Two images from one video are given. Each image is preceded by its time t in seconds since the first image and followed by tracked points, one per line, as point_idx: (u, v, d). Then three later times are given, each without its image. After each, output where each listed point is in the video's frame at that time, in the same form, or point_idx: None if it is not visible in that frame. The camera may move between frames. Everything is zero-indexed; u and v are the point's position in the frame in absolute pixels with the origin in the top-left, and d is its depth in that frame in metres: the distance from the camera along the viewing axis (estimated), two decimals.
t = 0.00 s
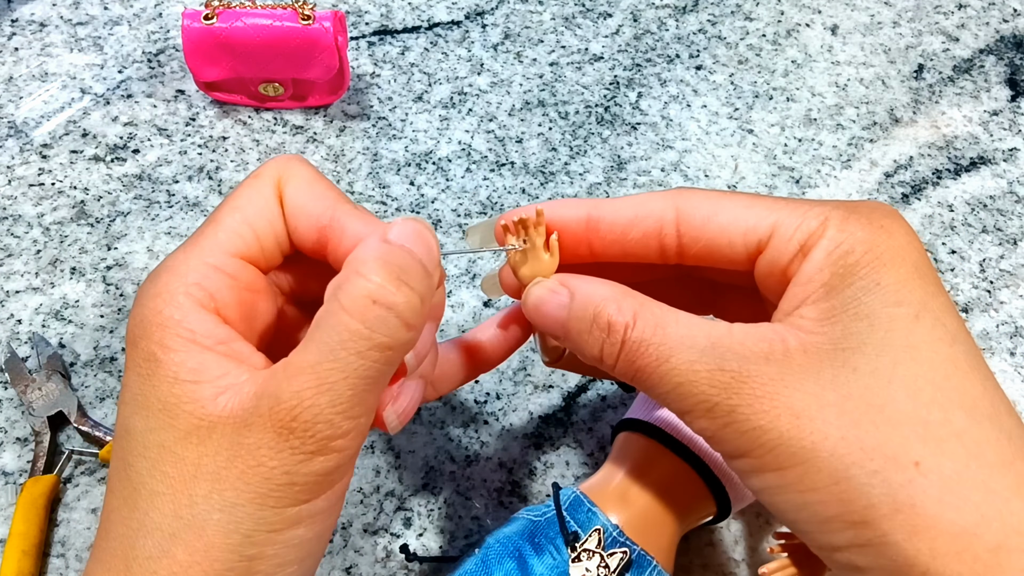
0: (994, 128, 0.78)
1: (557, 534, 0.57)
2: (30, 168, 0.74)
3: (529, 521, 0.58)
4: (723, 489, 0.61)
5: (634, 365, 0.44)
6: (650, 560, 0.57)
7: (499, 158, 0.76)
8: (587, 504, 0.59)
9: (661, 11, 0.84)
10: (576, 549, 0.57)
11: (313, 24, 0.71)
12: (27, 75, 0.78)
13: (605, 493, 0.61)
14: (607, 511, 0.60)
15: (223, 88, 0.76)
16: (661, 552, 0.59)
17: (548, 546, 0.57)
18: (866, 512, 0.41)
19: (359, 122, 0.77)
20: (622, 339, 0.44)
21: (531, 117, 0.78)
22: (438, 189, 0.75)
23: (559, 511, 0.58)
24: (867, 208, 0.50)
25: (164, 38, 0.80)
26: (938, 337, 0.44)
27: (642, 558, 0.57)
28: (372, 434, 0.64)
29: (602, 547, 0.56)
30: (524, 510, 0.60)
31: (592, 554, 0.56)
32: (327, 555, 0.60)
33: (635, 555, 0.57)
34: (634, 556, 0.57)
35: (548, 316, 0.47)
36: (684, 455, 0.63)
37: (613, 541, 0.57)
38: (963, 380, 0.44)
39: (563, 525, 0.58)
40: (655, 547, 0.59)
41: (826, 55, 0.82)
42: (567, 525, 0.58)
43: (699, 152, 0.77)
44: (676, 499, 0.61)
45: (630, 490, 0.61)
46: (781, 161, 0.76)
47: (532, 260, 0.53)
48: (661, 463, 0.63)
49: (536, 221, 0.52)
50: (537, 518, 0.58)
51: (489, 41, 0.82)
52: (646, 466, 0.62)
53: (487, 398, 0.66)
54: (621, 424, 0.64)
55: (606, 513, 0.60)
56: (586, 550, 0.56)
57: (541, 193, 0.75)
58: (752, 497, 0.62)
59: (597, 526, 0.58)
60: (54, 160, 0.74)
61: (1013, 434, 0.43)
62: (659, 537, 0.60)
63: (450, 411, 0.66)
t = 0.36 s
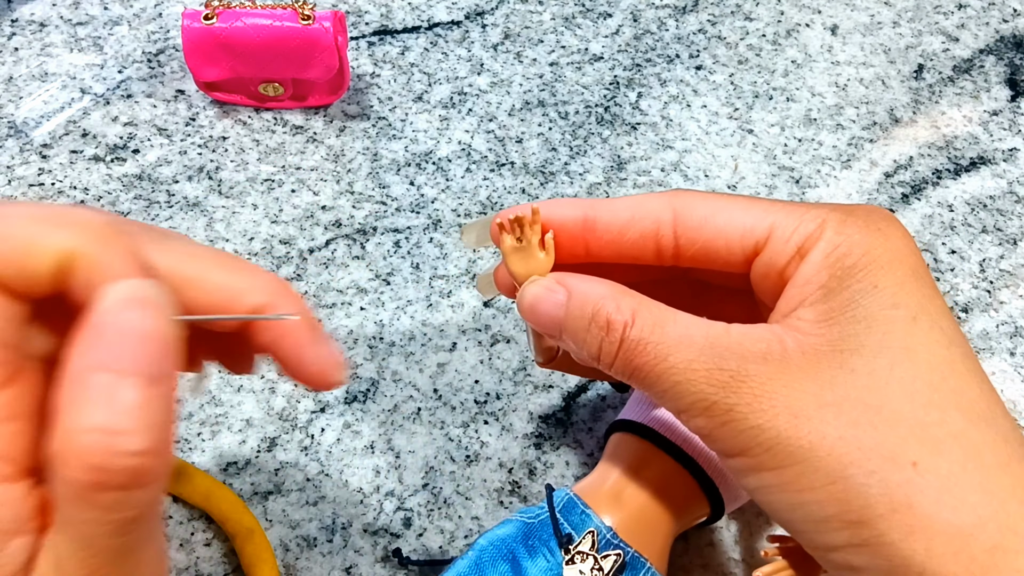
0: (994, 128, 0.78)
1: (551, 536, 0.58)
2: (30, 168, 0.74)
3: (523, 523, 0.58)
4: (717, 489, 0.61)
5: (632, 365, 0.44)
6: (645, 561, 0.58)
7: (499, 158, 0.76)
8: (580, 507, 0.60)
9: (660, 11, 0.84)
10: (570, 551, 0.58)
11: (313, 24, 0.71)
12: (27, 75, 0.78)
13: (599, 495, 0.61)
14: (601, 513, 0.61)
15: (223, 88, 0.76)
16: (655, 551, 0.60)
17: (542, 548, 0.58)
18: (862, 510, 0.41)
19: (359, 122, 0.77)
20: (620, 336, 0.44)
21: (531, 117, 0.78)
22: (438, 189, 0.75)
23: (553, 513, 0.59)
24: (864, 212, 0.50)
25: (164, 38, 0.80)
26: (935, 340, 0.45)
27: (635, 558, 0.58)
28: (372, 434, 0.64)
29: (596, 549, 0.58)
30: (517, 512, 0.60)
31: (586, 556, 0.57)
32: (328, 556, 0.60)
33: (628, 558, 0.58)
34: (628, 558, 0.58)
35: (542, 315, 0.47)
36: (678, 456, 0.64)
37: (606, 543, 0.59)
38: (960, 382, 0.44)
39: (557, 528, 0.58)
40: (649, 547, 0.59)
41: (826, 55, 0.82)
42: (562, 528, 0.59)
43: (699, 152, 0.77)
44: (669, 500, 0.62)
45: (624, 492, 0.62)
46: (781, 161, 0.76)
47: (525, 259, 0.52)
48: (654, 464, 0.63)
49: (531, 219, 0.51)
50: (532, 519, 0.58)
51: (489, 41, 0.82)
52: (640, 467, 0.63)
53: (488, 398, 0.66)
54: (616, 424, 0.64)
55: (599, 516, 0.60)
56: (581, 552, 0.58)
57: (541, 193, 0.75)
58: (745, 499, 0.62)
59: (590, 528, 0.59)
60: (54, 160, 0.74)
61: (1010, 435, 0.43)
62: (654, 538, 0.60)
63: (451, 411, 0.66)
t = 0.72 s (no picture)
0: (994, 128, 0.78)
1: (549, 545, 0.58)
2: (30, 167, 0.74)
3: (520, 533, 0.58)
4: (714, 497, 0.61)
5: (642, 387, 0.43)
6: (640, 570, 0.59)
7: (499, 158, 0.76)
8: (577, 517, 0.60)
9: (660, 11, 0.84)
10: (567, 562, 0.58)
11: (312, 25, 0.71)
12: (27, 75, 0.78)
13: (596, 503, 0.61)
14: (597, 521, 0.61)
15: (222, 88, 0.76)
16: (652, 561, 0.60)
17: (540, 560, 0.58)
18: (865, 532, 0.41)
19: (359, 122, 0.77)
20: (629, 362, 0.43)
21: (531, 117, 0.78)
22: (438, 189, 0.75)
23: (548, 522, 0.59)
24: (868, 234, 0.50)
25: (164, 38, 0.80)
26: (946, 369, 0.45)
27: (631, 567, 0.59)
28: (372, 434, 0.64)
29: (593, 560, 0.59)
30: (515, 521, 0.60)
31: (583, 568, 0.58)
32: (328, 556, 0.60)
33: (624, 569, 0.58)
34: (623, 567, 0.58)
35: (545, 334, 0.45)
36: (675, 466, 0.63)
37: (604, 553, 0.59)
38: (972, 412, 0.44)
39: (553, 539, 0.59)
40: (646, 556, 0.60)
41: (825, 55, 0.82)
42: (558, 537, 0.59)
43: (699, 152, 0.77)
44: (665, 508, 0.62)
45: (621, 500, 0.62)
46: (781, 161, 0.76)
47: (522, 275, 0.51)
48: (651, 473, 0.63)
49: (527, 236, 0.51)
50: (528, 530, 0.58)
51: (489, 41, 0.82)
52: (637, 476, 0.63)
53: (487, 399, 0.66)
54: (612, 432, 0.64)
55: (595, 525, 0.60)
56: (578, 562, 0.58)
57: (541, 193, 0.75)
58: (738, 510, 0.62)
59: (586, 539, 0.59)
60: (53, 160, 0.74)
61: None
62: (653, 547, 0.60)
63: (451, 411, 0.66)
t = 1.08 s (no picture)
0: (994, 128, 0.78)
1: (542, 551, 0.56)
2: (30, 168, 0.74)
3: (514, 537, 0.56)
4: (708, 499, 0.59)
5: (632, 378, 0.43)
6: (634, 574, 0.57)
7: (499, 158, 0.76)
8: (572, 521, 0.57)
9: (660, 11, 0.84)
10: (562, 567, 0.55)
11: (313, 24, 0.71)
12: (27, 75, 0.78)
13: (591, 506, 0.60)
14: (591, 526, 0.59)
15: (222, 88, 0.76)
16: (647, 567, 0.58)
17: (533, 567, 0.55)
18: (875, 539, 0.40)
19: (359, 122, 0.77)
20: (622, 352, 0.43)
21: (531, 117, 0.78)
22: (438, 189, 0.75)
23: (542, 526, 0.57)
24: (865, 237, 0.50)
25: (164, 38, 0.80)
26: (939, 372, 0.45)
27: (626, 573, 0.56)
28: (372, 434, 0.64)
29: (589, 565, 0.56)
30: (509, 526, 0.58)
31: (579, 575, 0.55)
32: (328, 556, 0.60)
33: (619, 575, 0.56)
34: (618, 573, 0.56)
35: (542, 319, 0.46)
36: (670, 468, 0.61)
37: (600, 559, 0.56)
38: (963, 416, 0.44)
39: (548, 544, 0.56)
40: (641, 562, 0.58)
41: (825, 55, 0.82)
42: (553, 542, 0.56)
43: (699, 152, 0.77)
44: (660, 510, 0.60)
45: (615, 502, 0.60)
46: (780, 161, 0.76)
47: (518, 271, 0.51)
48: (646, 476, 0.61)
49: (524, 233, 0.51)
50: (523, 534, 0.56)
51: (489, 41, 0.82)
52: (630, 480, 0.61)
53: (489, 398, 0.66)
54: (604, 436, 0.63)
55: (590, 530, 0.58)
56: (574, 568, 0.55)
57: (541, 193, 0.75)
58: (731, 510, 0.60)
59: (582, 544, 0.57)
60: (53, 160, 0.74)
61: (1012, 472, 0.44)
62: (647, 550, 0.58)
63: (451, 411, 0.66)
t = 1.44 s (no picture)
0: (994, 128, 0.78)
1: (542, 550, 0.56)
2: (30, 168, 0.74)
3: (512, 536, 0.56)
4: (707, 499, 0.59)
5: (625, 376, 0.43)
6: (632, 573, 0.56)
7: (499, 158, 0.76)
8: (570, 521, 0.57)
9: (660, 11, 0.84)
10: (562, 566, 0.55)
11: (312, 24, 0.71)
12: (27, 75, 0.78)
13: (589, 505, 0.59)
14: (590, 525, 0.58)
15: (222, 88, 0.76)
16: (644, 566, 0.58)
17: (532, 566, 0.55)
18: (868, 538, 0.40)
19: (359, 122, 0.77)
20: (614, 350, 0.43)
21: (531, 117, 0.78)
22: (438, 189, 0.75)
23: (540, 525, 0.57)
24: (859, 237, 0.50)
25: (164, 38, 0.80)
26: (931, 371, 0.45)
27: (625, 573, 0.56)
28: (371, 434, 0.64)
29: (587, 565, 0.56)
30: (507, 526, 0.58)
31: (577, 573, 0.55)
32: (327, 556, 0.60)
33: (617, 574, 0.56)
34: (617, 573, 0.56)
35: (535, 317, 0.46)
36: (670, 468, 0.61)
37: (599, 558, 0.56)
38: (955, 415, 0.44)
39: (546, 543, 0.56)
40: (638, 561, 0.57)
41: (825, 55, 0.82)
42: (552, 541, 0.56)
43: (699, 153, 0.77)
44: (659, 510, 0.60)
45: (614, 501, 0.60)
46: (781, 161, 0.76)
47: (513, 269, 0.51)
48: (644, 476, 0.61)
49: (519, 230, 0.51)
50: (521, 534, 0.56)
51: (489, 41, 0.82)
52: (628, 480, 0.61)
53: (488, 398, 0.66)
54: (604, 436, 0.63)
55: (589, 529, 0.58)
56: (572, 567, 0.55)
57: (541, 193, 0.75)
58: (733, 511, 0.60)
59: (581, 543, 0.56)
60: (53, 160, 0.74)
61: (1004, 471, 0.44)
62: (645, 549, 0.58)
63: (451, 411, 0.66)
